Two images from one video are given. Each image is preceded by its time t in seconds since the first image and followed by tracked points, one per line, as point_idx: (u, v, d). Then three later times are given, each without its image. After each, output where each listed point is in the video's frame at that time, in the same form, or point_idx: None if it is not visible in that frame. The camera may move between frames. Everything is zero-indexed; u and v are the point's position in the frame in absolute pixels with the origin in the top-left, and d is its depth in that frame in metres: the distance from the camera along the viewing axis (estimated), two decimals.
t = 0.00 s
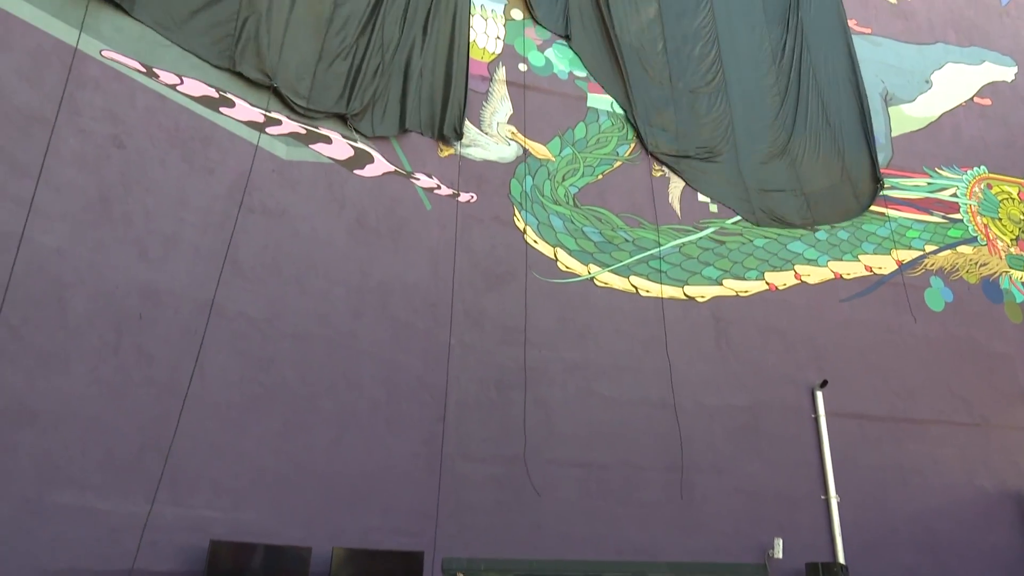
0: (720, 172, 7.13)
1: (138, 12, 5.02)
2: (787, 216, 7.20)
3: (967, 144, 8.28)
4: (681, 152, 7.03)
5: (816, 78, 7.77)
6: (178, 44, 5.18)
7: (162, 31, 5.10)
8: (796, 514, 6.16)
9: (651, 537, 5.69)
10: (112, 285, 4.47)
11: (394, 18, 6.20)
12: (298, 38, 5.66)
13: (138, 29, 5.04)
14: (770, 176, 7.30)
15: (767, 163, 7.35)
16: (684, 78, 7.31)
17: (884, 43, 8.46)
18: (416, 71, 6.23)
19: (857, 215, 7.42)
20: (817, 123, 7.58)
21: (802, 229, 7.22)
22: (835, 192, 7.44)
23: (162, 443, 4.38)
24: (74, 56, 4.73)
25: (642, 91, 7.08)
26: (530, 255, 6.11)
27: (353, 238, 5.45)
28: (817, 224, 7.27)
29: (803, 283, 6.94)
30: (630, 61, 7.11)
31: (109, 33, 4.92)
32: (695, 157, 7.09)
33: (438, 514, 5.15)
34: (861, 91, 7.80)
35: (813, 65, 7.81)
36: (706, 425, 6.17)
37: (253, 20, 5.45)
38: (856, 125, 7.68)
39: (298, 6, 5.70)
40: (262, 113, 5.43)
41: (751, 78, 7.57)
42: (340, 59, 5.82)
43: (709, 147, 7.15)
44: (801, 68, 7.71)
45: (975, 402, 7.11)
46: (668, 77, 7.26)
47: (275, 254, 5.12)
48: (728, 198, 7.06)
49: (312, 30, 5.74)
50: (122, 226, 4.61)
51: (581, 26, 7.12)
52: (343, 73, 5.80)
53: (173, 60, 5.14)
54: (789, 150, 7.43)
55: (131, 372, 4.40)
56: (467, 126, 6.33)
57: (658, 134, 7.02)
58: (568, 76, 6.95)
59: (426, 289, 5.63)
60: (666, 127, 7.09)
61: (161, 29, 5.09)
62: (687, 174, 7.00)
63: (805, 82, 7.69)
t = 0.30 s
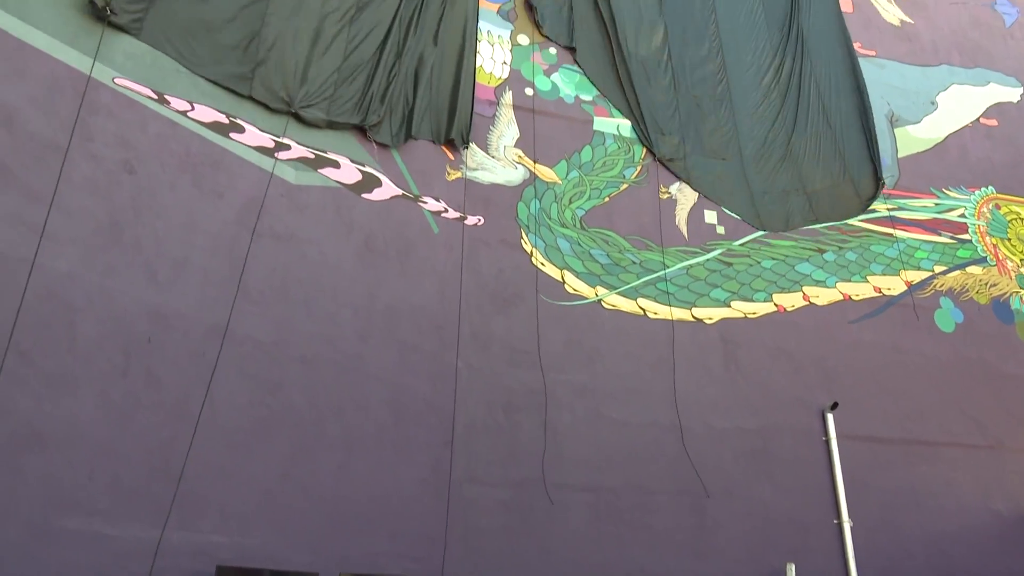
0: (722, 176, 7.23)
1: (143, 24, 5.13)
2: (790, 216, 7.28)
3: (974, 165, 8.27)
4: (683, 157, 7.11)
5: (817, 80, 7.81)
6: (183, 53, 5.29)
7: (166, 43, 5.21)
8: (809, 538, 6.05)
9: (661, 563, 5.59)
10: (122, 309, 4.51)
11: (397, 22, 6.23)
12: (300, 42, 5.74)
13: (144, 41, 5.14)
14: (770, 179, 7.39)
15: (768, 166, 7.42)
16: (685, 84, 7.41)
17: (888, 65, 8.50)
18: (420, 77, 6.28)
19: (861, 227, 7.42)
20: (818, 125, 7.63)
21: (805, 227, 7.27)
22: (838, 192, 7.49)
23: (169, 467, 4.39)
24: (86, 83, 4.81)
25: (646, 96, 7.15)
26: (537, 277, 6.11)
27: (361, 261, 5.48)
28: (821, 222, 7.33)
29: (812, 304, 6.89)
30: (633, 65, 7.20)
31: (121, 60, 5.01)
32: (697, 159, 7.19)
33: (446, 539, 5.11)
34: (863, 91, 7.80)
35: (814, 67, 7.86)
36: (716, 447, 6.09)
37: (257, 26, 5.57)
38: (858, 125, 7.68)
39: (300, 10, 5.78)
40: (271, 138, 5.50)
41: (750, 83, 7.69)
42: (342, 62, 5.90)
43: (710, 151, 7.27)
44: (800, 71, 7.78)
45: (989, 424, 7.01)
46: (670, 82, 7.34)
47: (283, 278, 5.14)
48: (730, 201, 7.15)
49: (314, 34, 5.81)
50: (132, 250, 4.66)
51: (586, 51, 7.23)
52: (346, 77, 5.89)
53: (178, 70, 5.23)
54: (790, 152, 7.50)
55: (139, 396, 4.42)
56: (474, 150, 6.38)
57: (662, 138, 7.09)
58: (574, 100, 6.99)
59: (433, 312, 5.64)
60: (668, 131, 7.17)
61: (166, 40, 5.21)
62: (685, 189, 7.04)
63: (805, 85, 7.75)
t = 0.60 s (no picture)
0: (731, 179, 7.24)
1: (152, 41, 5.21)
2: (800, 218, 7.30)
3: (984, 181, 8.24)
4: (692, 163, 7.15)
5: (823, 82, 7.83)
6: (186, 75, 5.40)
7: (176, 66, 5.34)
8: (823, 559, 5.98)
9: None
10: (133, 331, 4.56)
11: (401, 25, 6.26)
12: (308, 48, 5.81)
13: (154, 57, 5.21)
14: (780, 180, 7.38)
15: (777, 166, 7.41)
16: (691, 87, 7.42)
17: (896, 82, 8.49)
18: (426, 84, 6.33)
19: (870, 241, 7.42)
20: (825, 127, 7.66)
21: (813, 234, 7.29)
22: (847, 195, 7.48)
23: (178, 489, 4.42)
24: (100, 107, 4.89)
25: (652, 103, 7.20)
26: (546, 296, 6.10)
27: (370, 282, 5.50)
28: (829, 229, 7.37)
29: (823, 321, 6.85)
30: (640, 73, 7.25)
31: (134, 85, 5.09)
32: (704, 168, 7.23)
33: (455, 560, 5.09)
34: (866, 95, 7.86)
35: (820, 69, 7.88)
36: (728, 467, 6.04)
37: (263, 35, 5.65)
38: (863, 126, 7.73)
39: (303, 15, 5.83)
40: (282, 160, 5.54)
41: (759, 82, 7.67)
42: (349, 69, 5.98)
43: (718, 153, 7.29)
44: (806, 73, 7.80)
45: (1004, 442, 6.94)
46: (675, 87, 7.37)
47: (293, 299, 5.17)
48: (739, 214, 7.15)
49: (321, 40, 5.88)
50: (143, 272, 4.71)
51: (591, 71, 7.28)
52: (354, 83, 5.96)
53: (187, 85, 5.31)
54: (798, 153, 7.51)
55: (150, 418, 4.46)
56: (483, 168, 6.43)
57: (669, 144, 7.14)
58: (582, 119, 7.03)
59: (442, 331, 5.65)
60: (675, 136, 7.20)
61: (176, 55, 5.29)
62: (693, 206, 7.04)
63: (811, 86, 7.77)
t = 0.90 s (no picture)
0: (736, 182, 7.35)
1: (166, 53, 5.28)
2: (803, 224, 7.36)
3: (990, 197, 8.23)
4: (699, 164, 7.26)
5: (821, 87, 7.98)
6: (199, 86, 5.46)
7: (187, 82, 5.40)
8: None
9: None
10: (139, 349, 4.56)
11: (409, 32, 6.41)
12: (316, 54, 5.93)
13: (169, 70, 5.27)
14: (784, 180, 7.49)
15: (781, 167, 7.53)
16: (697, 89, 7.53)
17: (900, 99, 8.52)
18: (433, 91, 6.44)
19: (875, 257, 7.42)
20: (825, 128, 7.79)
21: (818, 251, 7.28)
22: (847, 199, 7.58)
23: (183, 507, 4.41)
24: (109, 127, 4.92)
25: (658, 106, 7.34)
26: (551, 313, 6.10)
27: (376, 299, 5.51)
28: (834, 245, 7.38)
29: (829, 338, 6.83)
30: (643, 80, 7.37)
31: (142, 105, 5.13)
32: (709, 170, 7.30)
33: None
34: (865, 98, 7.99)
35: (818, 74, 8.03)
36: (735, 485, 5.99)
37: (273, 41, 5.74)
38: (862, 128, 7.87)
39: (317, 17, 5.96)
40: (287, 178, 5.57)
41: (759, 86, 7.80)
42: (358, 73, 6.09)
43: (723, 155, 7.38)
44: (805, 78, 7.94)
45: (1014, 459, 6.88)
46: (681, 89, 7.49)
47: (298, 317, 5.18)
48: (744, 231, 7.14)
49: (329, 47, 5.99)
50: (150, 290, 4.73)
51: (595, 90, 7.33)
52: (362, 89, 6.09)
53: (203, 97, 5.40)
54: (800, 154, 7.63)
55: (155, 436, 4.46)
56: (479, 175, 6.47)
57: (675, 147, 7.25)
58: (586, 137, 7.05)
59: (448, 349, 5.64)
60: (682, 138, 7.31)
61: (191, 67, 5.36)
62: (698, 222, 7.04)
63: (810, 91, 7.91)
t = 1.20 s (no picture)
0: (742, 183, 7.46)
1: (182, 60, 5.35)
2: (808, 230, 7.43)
3: (999, 214, 8.20)
4: (706, 165, 7.37)
5: (823, 86, 8.06)
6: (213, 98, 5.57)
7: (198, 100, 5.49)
8: None
9: None
10: (147, 370, 4.58)
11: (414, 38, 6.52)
12: (326, 58, 6.06)
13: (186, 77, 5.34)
14: (790, 180, 7.60)
15: (787, 167, 7.63)
16: (702, 92, 7.63)
17: (905, 117, 8.54)
18: (440, 98, 6.56)
19: (883, 274, 7.39)
20: (828, 128, 7.88)
21: (826, 268, 7.27)
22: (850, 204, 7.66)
23: (189, 529, 4.40)
24: (120, 150, 4.98)
25: (664, 110, 7.48)
26: (559, 332, 6.09)
27: (383, 320, 5.53)
28: (842, 263, 7.35)
29: (839, 356, 6.78)
30: (649, 84, 7.51)
31: (153, 128, 5.19)
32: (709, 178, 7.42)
33: None
34: (868, 95, 8.03)
35: (819, 75, 8.11)
36: (745, 505, 5.93)
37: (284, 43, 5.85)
38: (866, 126, 7.92)
39: (324, 20, 6.06)
40: (296, 200, 5.61)
41: (764, 85, 7.88)
42: (366, 76, 6.21)
43: (730, 155, 7.49)
44: (807, 80, 8.04)
45: None
46: (686, 92, 7.61)
47: (306, 338, 5.20)
48: (751, 249, 7.13)
49: (337, 50, 6.11)
50: (159, 312, 4.75)
51: (601, 110, 7.36)
52: (371, 90, 6.21)
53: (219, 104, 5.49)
54: (805, 154, 7.72)
55: (162, 457, 4.46)
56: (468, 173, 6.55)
57: (683, 148, 7.37)
58: (593, 156, 7.07)
59: (455, 369, 5.64)
60: (689, 140, 7.43)
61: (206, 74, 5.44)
62: (705, 241, 7.03)
63: (812, 91, 7.99)
